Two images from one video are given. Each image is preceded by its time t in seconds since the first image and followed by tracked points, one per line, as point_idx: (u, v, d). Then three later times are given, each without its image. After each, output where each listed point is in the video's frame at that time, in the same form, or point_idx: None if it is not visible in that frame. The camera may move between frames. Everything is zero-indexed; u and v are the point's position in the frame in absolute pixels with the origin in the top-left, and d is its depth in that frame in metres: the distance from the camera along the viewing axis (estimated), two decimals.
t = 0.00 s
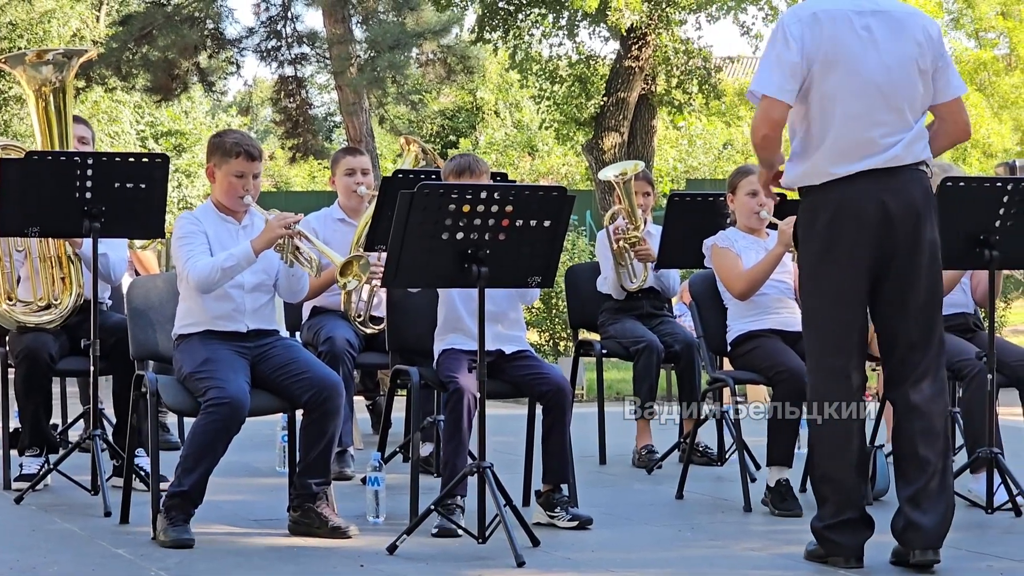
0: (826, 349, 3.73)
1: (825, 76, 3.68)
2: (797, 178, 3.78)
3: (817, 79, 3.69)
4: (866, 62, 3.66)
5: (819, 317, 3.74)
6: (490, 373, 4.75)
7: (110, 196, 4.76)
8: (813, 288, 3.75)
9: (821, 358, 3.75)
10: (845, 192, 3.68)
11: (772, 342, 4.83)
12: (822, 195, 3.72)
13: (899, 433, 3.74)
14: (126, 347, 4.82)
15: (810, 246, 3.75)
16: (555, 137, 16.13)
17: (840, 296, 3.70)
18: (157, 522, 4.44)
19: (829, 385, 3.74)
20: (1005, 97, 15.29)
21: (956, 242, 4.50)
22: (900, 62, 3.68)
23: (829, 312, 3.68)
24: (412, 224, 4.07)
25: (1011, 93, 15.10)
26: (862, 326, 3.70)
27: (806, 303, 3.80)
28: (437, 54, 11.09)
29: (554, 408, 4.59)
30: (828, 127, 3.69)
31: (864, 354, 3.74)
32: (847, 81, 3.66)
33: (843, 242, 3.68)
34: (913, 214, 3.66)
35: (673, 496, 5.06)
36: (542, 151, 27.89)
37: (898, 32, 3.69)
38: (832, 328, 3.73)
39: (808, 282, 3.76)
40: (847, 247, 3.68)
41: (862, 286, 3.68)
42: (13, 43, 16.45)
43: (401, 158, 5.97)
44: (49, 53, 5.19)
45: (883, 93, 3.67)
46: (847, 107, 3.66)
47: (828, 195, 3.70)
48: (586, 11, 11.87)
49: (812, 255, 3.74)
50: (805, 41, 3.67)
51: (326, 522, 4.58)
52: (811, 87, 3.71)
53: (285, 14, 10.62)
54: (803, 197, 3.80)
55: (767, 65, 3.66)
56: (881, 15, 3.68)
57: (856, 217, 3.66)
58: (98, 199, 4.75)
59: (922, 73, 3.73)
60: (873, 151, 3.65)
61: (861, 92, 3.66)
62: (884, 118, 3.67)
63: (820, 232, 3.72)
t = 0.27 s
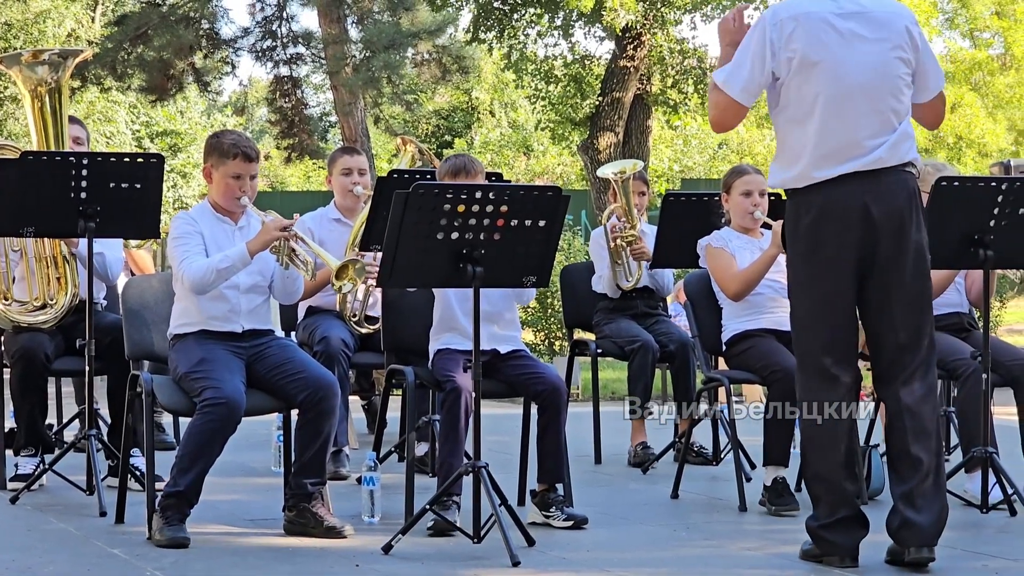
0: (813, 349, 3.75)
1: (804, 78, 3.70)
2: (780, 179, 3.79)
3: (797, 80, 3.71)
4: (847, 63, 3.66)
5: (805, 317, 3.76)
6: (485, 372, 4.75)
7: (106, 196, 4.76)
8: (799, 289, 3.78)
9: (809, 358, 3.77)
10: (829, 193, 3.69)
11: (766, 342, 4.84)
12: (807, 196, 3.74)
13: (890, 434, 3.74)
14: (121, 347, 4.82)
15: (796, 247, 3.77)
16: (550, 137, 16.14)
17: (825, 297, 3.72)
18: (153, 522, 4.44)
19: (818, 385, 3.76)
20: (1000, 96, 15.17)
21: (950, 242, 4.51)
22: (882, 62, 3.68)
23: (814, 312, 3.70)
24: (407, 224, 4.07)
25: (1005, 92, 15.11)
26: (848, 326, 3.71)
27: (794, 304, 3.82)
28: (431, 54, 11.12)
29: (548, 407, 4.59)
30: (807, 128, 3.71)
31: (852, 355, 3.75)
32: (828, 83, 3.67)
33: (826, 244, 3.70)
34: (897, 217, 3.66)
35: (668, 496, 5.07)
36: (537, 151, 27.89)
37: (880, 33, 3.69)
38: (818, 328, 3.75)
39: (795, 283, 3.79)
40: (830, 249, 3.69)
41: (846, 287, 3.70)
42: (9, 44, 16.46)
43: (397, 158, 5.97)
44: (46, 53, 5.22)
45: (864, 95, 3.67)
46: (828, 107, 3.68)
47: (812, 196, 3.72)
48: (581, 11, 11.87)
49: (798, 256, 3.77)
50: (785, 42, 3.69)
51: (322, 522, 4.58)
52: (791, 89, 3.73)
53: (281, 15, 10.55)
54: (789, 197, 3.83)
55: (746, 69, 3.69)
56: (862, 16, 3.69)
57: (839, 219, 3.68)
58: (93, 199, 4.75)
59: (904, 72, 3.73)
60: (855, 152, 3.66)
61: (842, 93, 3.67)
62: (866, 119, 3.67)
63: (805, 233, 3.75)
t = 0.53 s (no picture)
0: (805, 349, 3.75)
1: (793, 81, 3.71)
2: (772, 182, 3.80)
3: (786, 83, 3.72)
4: (835, 64, 3.67)
5: (796, 319, 3.77)
6: (484, 373, 4.74)
7: (104, 196, 4.76)
8: (789, 290, 3.78)
9: (802, 360, 3.78)
10: (818, 193, 3.70)
11: (765, 342, 4.84)
12: (796, 196, 3.74)
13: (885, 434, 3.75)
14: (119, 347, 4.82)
15: (786, 247, 3.78)
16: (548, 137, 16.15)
17: (816, 297, 3.72)
18: (151, 522, 4.44)
19: (811, 386, 3.77)
20: (996, 96, 15.31)
21: (948, 242, 4.51)
22: (871, 63, 3.68)
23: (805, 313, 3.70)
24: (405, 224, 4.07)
25: (1003, 92, 15.12)
26: (840, 327, 3.72)
27: (785, 304, 3.82)
28: (429, 54, 11.13)
29: (546, 407, 4.59)
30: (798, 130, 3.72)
31: (845, 356, 3.75)
32: (817, 84, 3.68)
33: (816, 245, 3.71)
34: (887, 218, 3.67)
35: (667, 496, 5.07)
36: (535, 151, 27.90)
37: (868, 33, 3.70)
38: (809, 328, 3.75)
39: (785, 283, 3.79)
40: (820, 251, 3.70)
41: (837, 288, 3.71)
42: (8, 44, 16.52)
43: (396, 158, 5.97)
44: (43, 54, 5.22)
45: (853, 95, 3.67)
46: (817, 109, 3.68)
47: (801, 197, 3.73)
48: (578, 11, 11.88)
49: (788, 256, 3.77)
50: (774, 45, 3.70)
51: (320, 522, 4.58)
52: (780, 92, 3.74)
53: (278, 15, 10.62)
54: (778, 199, 3.83)
55: (736, 74, 3.70)
56: (850, 17, 3.69)
57: (829, 221, 3.69)
58: (91, 200, 4.75)
59: (895, 72, 3.72)
60: (846, 154, 3.67)
61: (831, 94, 3.67)
62: (856, 120, 3.67)
63: (794, 234, 3.75)
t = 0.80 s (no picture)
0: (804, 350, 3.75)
1: (791, 82, 3.71)
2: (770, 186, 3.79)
3: (784, 84, 3.72)
4: (832, 65, 3.68)
5: (796, 318, 3.76)
6: (485, 373, 4.74)
7: (104, 197, 4.76)
8: (788, 290, 3.78)
9: (802, 359, 3.78)
10: (815, 194, 3.69)
11: (766, 342, 4.84)
12: (793, 197, 3.74)
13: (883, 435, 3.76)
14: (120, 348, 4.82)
15: (784, 247, 3.77)
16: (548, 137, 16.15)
17: (815, 297, 3.72)
18: (152, 523, 4.44)
19: (811, 385, 3.77)
20: (997, 96, 15.30)
21: (949, 241, 4.51)
22: (867, 62, 3.69)
23: (804, 314, 3.70)
24: (406, 224, 4.07)
25: (1004, 91, 15.11)
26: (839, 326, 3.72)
27: (784, 304, 3.82)
28: (429, 55, 11.13)
29: (547, 407, 4.59)
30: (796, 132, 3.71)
31: (844, 354, 3.75)
32: (814, 85, 3.68)
33: (814, 245, 3.70)
34: (885, 217, 3.66)
35: (668, 496, 5.07)
36: (536, 151, 27.89)
37: (864, 32, 3.70)
38: (808, 329, 3.74)
39: (784, 284, 3.78)
40: (818, 250, 3.69)
41: (835, 288, 3.71)
42: (9, 45, 16.55)
43: (398, 159, 5.97)
44: (42, 54, 5.21)
45: (851, 95, 3.68)
46: (816, 110, 3.69)
47: (799, 197, 3.72)
48: (579, 11, 11.88)
49: (785, 256, 3.77)
50: (770, 47, 3.70)
51: (321, 523, 4.58)
52: (779, 93, 3.73)
53: (279, 15, 10.65)
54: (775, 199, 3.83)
55: (735, 75, 3.69)
56: (845, 16, 3.70)
57: (826, 220, 3.68)
58: (92, 201, 4.75)
59: (891, 70, 3.72)
60: (844, 153, 3.67)
61: (829, 95, 3.68)
62: (854, 120, 3.68)
63: (791, 234, 3.74)
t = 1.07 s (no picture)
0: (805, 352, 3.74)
1: (793, 81, 3.71)
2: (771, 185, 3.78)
3: (786, 84, 3.71)
4: (834, 65, 3.68)
5: (797, 319, 3.76)
6: (488, 374, 4.74)
7: (107, 199, 4.77)
8: (789, 291, 3.77)
9: (804, 359, 3.77)
10: (815, 195, 3.69)
11: (770, 342, 4.84)
12: (793, 198, 3.74)
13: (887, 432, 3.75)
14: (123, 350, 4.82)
15: (784, 248, 3.77)
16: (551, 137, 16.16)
17: (815, 298, 3.71)
18: (155, 524, 4.44)
19: (814, 384, 3.76)
20: (1000, 96, 15.27)
21: (952, 241, 4.51)
22: (869, 63, 3.69)
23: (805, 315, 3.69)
24: (409, 225, 4.07)
25: (1006, 91, 15.10)
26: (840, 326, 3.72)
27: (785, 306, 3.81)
28: (432, 56, 11.15)
29: (551, 407, 4.59)
30: (798, 132, 3.71)
31: (846, 354, 3.74)
32: (815, 85, 3.68)
33: (814, 246, 3.70)
34: (885, 217, 3.66)
35: (671, 496, 5.06)
36: (538, 152, 27.90)
37: (866, 33, 3.69)
38: (810, 330, 3.74)
39: (784, 285, 3.78)
40: (818, 252, 3.69)
41: (836, 288, 3.70)
42: (11, 47, 16.60)
43: (402, 160, 5.96)
44: (38, 56, 5.21)
45: (852, 97, 3.68)
46: (817, 110, 3.69)
47: (798, 199, 3.72)
48: (581, 12, 11.89)
49: (786, 257, 3.76)
50: (773, 46, 3.69)
51: (324, 523, 4.58)
52: (780, 93, 3.73)
53: (281, 17, 10.56)
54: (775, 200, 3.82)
55: (737, 74, 3.69)
56: (847, 16, 3.69)
57: (826, 221, 3.68)
58: (94, 202, 4.76)
59: (892, 70, 3.73)
60: (846, 154, 3.67)
61: (830, 96, 3.68)
62: (856, 121, 3.68)
63: (791, 235, 3.74)
